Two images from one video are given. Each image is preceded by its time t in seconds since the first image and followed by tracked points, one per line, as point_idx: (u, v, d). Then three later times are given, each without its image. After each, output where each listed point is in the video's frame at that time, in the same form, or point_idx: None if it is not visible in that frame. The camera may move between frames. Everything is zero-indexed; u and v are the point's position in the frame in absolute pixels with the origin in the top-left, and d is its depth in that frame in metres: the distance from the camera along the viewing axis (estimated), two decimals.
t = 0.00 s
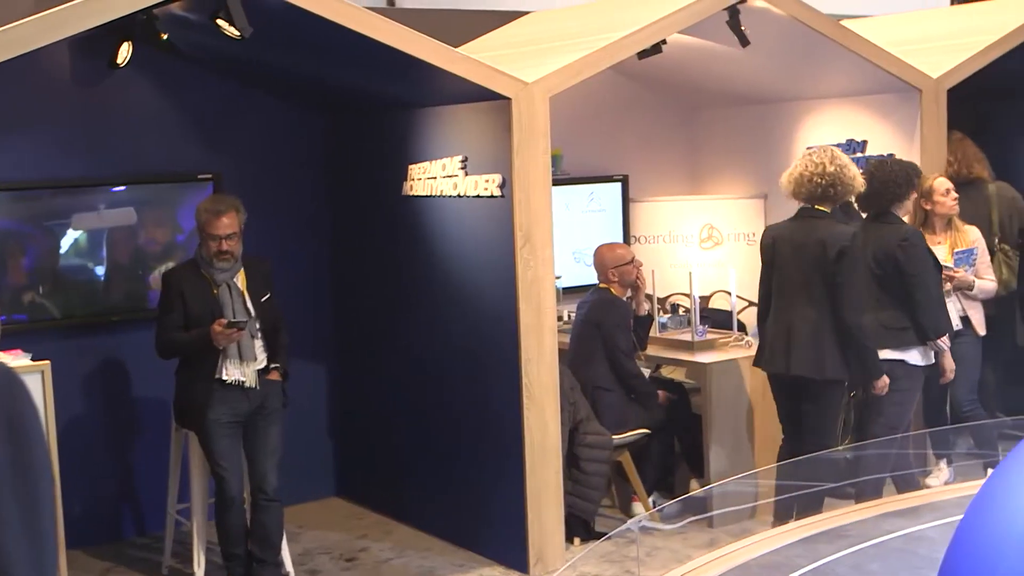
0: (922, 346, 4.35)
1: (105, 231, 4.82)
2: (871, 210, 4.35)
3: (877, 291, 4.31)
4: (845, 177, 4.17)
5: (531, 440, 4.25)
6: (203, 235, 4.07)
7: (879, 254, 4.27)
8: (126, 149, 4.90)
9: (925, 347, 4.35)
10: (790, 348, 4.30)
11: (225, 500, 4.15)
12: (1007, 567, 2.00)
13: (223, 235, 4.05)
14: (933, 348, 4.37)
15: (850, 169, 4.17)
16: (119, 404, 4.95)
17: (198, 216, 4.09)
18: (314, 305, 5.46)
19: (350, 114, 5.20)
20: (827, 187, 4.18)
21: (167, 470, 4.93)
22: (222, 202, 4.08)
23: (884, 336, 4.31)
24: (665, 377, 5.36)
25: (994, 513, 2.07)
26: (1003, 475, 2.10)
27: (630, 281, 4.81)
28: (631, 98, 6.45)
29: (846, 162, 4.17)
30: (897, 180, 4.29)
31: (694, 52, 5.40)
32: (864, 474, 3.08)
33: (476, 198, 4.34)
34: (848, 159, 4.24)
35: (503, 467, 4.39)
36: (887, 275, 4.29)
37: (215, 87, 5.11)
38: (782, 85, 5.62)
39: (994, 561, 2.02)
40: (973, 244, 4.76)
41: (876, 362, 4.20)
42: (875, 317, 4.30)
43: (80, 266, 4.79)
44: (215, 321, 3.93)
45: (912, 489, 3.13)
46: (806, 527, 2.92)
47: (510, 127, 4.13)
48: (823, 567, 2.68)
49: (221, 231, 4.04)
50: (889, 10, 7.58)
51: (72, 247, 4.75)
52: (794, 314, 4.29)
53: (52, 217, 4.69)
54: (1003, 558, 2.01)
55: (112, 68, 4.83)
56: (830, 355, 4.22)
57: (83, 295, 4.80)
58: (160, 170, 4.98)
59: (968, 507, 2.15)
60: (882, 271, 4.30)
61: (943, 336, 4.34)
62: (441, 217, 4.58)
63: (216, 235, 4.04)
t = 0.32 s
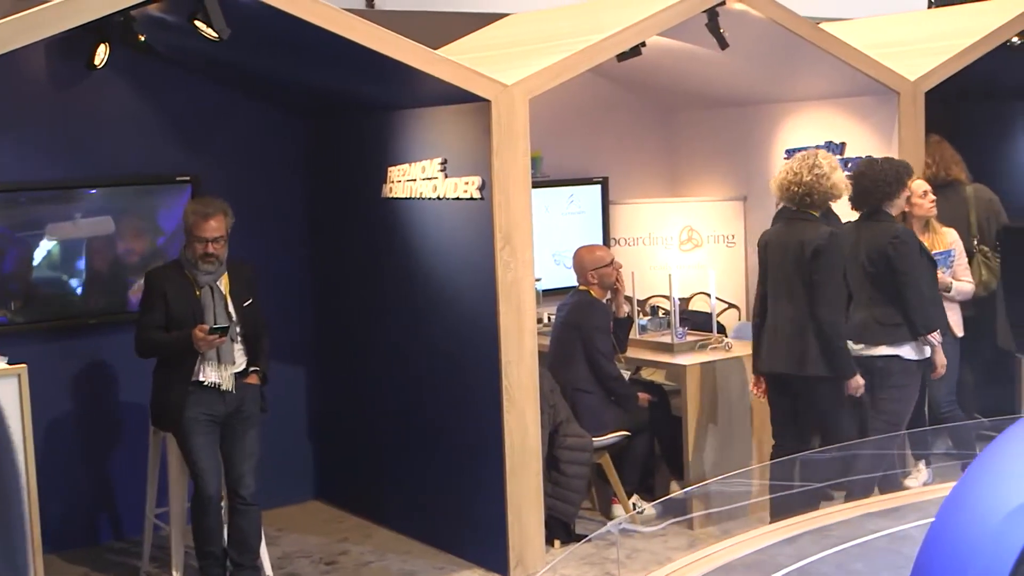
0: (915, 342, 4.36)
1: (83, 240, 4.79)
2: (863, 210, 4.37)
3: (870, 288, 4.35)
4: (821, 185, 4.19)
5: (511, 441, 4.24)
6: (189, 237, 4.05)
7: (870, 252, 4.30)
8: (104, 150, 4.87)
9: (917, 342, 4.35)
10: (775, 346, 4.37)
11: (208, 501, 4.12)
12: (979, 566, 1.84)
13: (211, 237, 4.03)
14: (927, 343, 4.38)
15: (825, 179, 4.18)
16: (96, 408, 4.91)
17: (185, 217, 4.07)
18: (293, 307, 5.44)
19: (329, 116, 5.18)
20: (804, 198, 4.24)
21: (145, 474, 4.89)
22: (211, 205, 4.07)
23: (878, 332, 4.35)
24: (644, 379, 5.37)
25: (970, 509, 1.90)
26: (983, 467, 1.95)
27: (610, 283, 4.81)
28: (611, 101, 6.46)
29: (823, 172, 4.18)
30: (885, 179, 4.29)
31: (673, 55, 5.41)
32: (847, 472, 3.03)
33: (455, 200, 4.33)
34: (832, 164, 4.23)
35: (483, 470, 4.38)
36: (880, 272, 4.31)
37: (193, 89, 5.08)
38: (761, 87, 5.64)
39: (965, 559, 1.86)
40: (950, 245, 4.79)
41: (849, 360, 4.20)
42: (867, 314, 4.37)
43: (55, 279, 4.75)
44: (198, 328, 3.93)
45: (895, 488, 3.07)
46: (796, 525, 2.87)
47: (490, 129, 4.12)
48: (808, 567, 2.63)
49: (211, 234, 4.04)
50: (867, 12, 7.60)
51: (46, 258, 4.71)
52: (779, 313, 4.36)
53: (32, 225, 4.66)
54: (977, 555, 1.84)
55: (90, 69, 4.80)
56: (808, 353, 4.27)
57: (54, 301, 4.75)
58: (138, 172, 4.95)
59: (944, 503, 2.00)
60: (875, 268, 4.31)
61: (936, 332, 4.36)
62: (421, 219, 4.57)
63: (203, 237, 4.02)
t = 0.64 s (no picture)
0: (914, 339, 4.35)
1: (75, 226, 4.79)
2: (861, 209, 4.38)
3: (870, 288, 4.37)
4: (815, 183, 4.31)
5: (497, 440, 4.23)
6: (177, 237, 4.04)
7: (867, 254, 4.32)
8: (88, 151, 4.84)
9: (915, 339, 4.35)
10: (790, 349, 4.45)
11: (197, 499, 4.08)
12: (956, 565, 1.69)
13: (199, 238, 4.03)
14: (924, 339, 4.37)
15: (820, 178, 4.29)
16: (81, 411, 4.89)
17: (173, 218, 4.07)
18: (279, 308, 5.42)
19: (315, 117, 5.17)
20: (803, 195, 4.38)
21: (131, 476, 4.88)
22: (199, 205, 4.08)
23: (874, 331, 4.35)
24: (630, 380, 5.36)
25: (953, 494, 1.74)
26: (976, 449, 1.78)
27: (596, 284, 4.82)
28: (597, 103, 6.47)
29: (818, 171, 4.29)
30: (884, 178, 4.27)
31: (660, 56, 5.41)
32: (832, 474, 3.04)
33: (441, 201, 4.33)
34: (834, 164, 4.30)
35: (470, 471, 4.38)
36: (877, 272, 4.33)
37: (178, 90, 5.07)
38: (747, 89, 5.65)
39: (945, 554, 1.71)
40: (935, 247, 4.81)
41: (851, 364, 4.25)
42: (865, 313, 4.37)
43: (44, 266, 4.73)
44: (185, 328, 3.91)
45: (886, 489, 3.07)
46: (789, 523, 2.85)
47: (476, 129, 4.11)
48: (799, 564, 2.60)
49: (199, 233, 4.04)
50: (853, 14, 7.63)
51: (34, 245, 4.69)
52: (795, 317, 4.47)
53: (21, 221, 4.64)
54: (955, 549, 1.70)
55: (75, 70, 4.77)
56: (822, 355, 4.36)
57: (45, 295, 4.74)
58: (122, 173, 4.93)
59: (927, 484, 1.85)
60: (872, 268, 4.34)
61: (933, 329, 4.35)
62: (407, 221, 4.57)
63: (191, 238, 4.02)
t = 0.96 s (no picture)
0: (908, 342, 4.39)
1: (62, 232, 4.76)
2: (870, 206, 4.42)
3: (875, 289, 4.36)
4: (836, 177, 4.31)
5: (484, 441, 4.22)
6: (160, 236, 4.04)
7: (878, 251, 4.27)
8: (74, 153, 4.82)
9: (909, 343, 4.39)
10: (817, 344, 4.49)
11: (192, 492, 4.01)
12: (933, 564, 1.69)
13: (183, 235, 4.02)
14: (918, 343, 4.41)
15: (839, 171, 4.29)
16: (67, 413, 4.86)
17: (156, 219, 4.07)
18: (266, 310, 5.41)
19: (301, 119, 5.16)
20: (825, 190, 4.38)
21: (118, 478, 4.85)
22: (182, 204, 4.09)
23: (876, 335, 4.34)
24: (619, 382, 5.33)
25: (933, 495, 1.74)
26: (958, 449, 1.78)
27: (583, 286, 4.82)
28: (583, 106, 6.49)
29: (837, 164, 4.31)
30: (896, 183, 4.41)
31: (648, 58, 5.42)
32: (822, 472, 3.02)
33: (428, 203, 4.33)
34: (856, 159, 4.31)
35: (457, 473, 4.37)
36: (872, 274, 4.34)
37: (164, 92, 5.06)
38: (734, 91, 5.66)
39: (923, 552, 1.71)
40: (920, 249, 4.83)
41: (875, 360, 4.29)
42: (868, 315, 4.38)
43: (33, 271, 4.70)
44: (169, 331, 3.90)
45: (879, 488, 3.04)
46: (778, 524, 2.81)
47: (463, 132, 4.11)
48: (791, 563, 2.58)
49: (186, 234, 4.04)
50: (841, 16, 7.66)
51: (23, 251, 4.66)
52: (819, 313, 4.48)
53: (8, 223, 4.61)
54: (931, 549, 1.70)
55: (61, 71, 4.75)
56: (850, 353, 4.38)
57: (32, 299, 4.71)
58: (108, 175, 4.91)
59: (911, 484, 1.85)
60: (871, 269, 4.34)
61: (928, 334, 4.39)
62: (394, 223, 4.57)
63: (175, 235, 4.01)
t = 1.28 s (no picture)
0: (907, 347, 4.45)
1: (92, 237, 4.83)
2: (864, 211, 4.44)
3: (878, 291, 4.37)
4: (848, 179, 4.26)
5: (474, 444, 4.21)
6: (150, 235, 4.04)
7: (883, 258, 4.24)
8: (63, 156, 4.80)
9: (908, 347, 4.45)
10: (818, 344, 4.49)
11: (176, 502, 4.02)
12: (918, 564, 1.69)
13: (175, 233, 4.04)
14: (916, 348, 4.48)
15: (851, 175, 4.25)
16: (56, 417, 4.84)
17: (146, 220, 4.08)
18: (255, 313, 5.40)
19: (291, 122, 5.16)
20: (831, 192, 4.33)
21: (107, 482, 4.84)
22: (173, 205, 4.11)
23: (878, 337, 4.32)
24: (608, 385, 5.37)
25: (919, 493, 1.74)
26: (947, 447, 1.77)
27: (573, 289, 4.83)
28: (573, 108, 6.49)
29: (848, 168, 4.26)
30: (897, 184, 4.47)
31: (637, 61, 5.42)
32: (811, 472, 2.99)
33: (418, 206, 4.33)
34: (863, 161, 4.29)
35: (447, 476, 4.37)
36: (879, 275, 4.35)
37: (152, 94, 5.04)
38: (722, 94, 5.67)
39: (907, 551, 1.71)
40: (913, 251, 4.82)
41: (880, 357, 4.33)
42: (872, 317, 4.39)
43: (68, 275, 4.78)
44: (161, 334, 3.87)
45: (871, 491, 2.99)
46: (765, 527, 2.79)
47: (453, 135, 4.11)
48: (786, 563, 2.53)
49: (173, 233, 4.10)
50: (827, 20, 7.68)
51: (56, 256, 4.73)
52: (821, 314, 4.47)
53: None
54: (916, 549, 1.70)
55: (49, 74, 4.73)
56: (851, 354, 4.39)
57: (67, 301, 4.79)
58: (97, 178, 4.89)
59: (901, 481, 1.85)
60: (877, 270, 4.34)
61: (927, 339, 4.46)
62: (384, 226, 4.57)
63: (166, 233, 4.02)
